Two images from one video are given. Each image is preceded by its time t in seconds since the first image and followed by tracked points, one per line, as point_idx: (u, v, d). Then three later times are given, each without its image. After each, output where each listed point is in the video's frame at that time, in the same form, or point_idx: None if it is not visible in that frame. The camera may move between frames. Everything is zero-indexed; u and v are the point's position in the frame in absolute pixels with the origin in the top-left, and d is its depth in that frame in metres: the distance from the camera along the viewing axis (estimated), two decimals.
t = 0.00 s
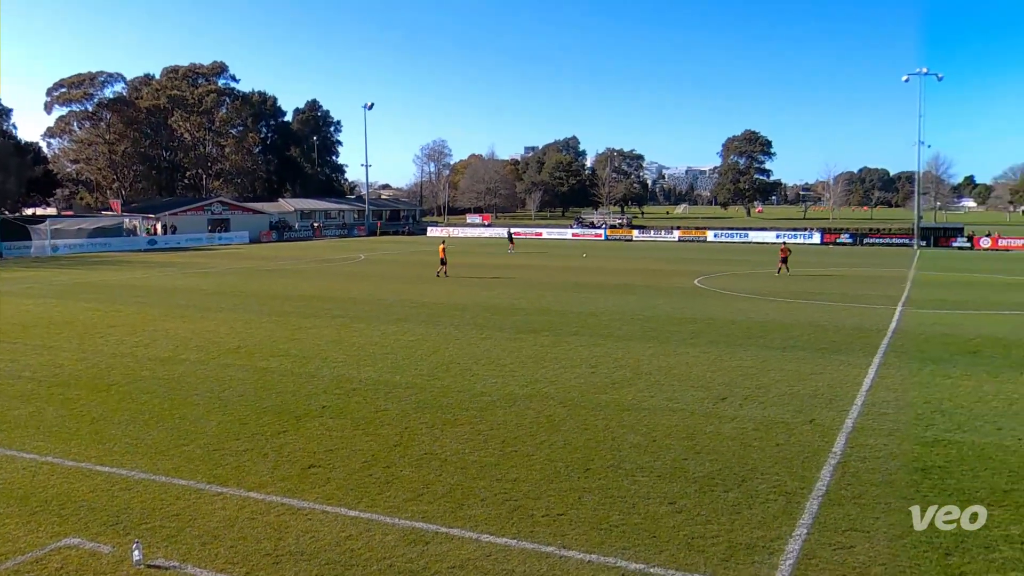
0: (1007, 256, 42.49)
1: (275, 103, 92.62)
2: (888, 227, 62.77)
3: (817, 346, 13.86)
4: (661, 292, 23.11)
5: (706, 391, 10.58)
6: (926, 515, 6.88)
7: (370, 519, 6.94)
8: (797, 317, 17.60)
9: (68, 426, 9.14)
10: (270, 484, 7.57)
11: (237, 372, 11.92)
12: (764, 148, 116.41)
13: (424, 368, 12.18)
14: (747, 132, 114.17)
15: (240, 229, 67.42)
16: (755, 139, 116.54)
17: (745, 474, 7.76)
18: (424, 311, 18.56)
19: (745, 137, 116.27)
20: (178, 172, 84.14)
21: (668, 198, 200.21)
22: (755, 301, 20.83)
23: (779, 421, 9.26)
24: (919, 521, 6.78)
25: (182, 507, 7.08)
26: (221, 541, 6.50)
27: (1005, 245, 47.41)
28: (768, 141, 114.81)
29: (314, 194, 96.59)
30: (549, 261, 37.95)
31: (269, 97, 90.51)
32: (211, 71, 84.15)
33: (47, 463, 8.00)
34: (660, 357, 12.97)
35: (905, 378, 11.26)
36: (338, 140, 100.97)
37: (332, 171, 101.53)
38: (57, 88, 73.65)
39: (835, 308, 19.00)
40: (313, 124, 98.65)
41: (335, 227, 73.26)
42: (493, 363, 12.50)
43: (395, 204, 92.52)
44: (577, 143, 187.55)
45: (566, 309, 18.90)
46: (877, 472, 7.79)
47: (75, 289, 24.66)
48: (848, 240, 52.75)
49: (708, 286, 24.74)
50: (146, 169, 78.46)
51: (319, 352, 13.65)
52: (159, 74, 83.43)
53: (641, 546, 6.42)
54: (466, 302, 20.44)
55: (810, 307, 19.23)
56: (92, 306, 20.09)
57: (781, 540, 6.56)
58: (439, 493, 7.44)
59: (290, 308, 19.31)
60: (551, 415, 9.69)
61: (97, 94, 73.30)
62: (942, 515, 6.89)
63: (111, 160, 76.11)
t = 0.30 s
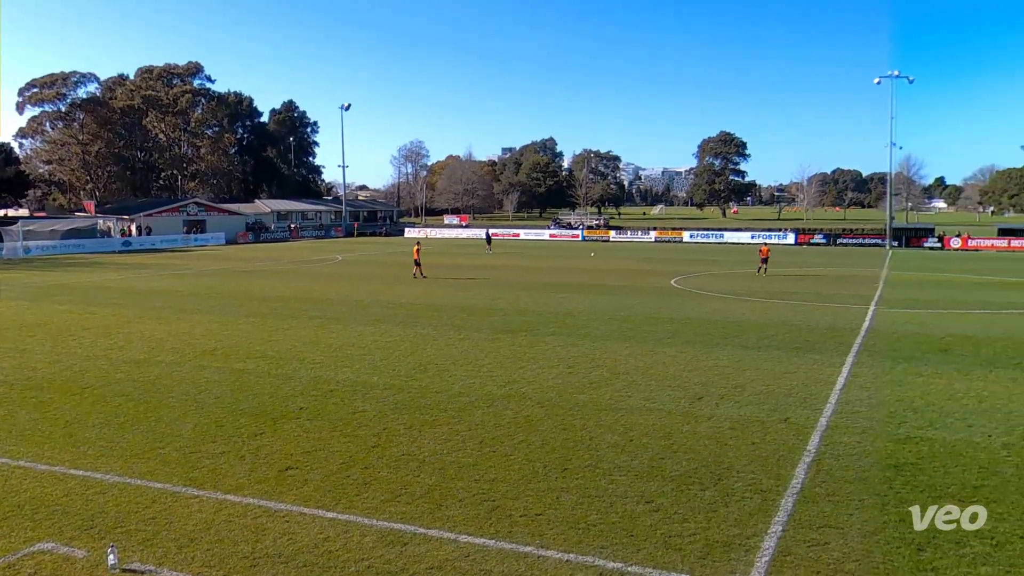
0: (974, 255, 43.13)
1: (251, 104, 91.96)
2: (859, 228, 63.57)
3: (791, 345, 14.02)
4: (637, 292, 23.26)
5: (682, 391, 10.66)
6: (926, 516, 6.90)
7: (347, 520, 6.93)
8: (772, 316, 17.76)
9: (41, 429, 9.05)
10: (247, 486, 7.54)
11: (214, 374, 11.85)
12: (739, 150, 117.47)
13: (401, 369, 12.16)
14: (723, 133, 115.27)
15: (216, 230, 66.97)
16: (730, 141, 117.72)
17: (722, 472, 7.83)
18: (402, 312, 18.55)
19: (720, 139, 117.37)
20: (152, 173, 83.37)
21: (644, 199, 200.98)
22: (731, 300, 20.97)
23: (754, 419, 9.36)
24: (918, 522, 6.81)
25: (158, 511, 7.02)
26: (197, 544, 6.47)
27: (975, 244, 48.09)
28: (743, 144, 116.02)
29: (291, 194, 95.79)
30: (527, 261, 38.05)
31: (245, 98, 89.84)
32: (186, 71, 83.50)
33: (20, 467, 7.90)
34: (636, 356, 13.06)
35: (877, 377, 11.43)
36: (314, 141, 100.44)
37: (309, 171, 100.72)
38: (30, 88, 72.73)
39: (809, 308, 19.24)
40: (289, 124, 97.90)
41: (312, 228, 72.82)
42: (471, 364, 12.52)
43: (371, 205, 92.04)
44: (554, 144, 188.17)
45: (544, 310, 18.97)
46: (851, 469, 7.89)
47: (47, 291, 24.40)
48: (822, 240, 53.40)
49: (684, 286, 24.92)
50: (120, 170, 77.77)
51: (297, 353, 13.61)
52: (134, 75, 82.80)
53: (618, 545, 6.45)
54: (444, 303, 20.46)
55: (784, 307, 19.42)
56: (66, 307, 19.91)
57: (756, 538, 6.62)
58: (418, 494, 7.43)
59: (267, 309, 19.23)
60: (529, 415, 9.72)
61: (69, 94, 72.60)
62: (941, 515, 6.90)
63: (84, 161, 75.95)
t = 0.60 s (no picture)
0: (938, 253, 43.93)
1: (227, 103, 91.23)
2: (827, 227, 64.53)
3: (763, 341, 14.23)
4: (612, 290, 23.42)
5: (657, 387, 10.81)
6: (926, 515, 6.89)
7: (324, 518, 6.96)
8: (744, 313, 17.97)
9: (14, 429, 8.98)
10: (223, 485, 7.54)
11: (191, 372, 11.81)
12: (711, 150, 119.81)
13: (377, 367, 12.18)
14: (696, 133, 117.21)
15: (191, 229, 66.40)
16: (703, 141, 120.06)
17: (696, 467, 7.95)
18: (379, 311, 18.55)
19: (693, 139, 119.56)
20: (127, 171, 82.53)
21: (619, 198, 201.48)
22: (703, 298, 21.20)
23: (726, 415, 9.52)
24: (919, 521, 6.80)
25: (134, 510, 7.01)
26: (173, 543, 6.47)
27: (940, 243, 48.98)
28: (715, 144, 117.96)
29: (268, 193, 95.14)
30: (503, 260, 38.11)
31: (221, 96, 89.24)
32: (161, 70, 82.61)
33: None
34: (611, 354, 13.19)
35: (846, 372, 11.64)
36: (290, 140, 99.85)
37: (284, 171, 99.93)
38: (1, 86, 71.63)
39: (780, 305, 19.52)
40: (265, 123, 97.18)
41: (288, 227, 72.36)
42: (448, 361, 12.58)
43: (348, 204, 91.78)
44: (529, 144, 188.54)
45: (520, 308, 19.06)
46: (820, 463, 8.04)
47: (19, 290, 24.08)
48: (793, 238, 54.12)
49: (658, 284, 25.12)
50: (94, 169, 76.90)
51: (273, 352, 13.58)
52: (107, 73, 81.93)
53: (593, 541, 6.52)
54: (420, 301, 20.48)
55: (755, 304, 19.67)
56: (39, 307, 19.69)
57: (729, 531, 6.74)
58: (395, 491, 7.48)
59: (243, 308, 19.16)
60: (505, 412, 9.80)
61: (42, 92, 71.78)
62: (941, 515, 6.90)
63: (57, 160, 75.25)
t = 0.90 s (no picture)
0: (904, 253, 44.57)
1: (206, 104, 90.68)
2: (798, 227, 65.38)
3: (737, 339, 14.46)
4: (590, 289, 23.61)
5: (633, 384, 10.97)
6: (926, 515, 6.93)
7: (305, 516, 7.02)
8: (719, 312, 18.18)
9: None
10: (204, 485, 7.58)
11: (170, 373, 11.80)
12: (685, 151, 120.79)
13: (357, 367, 12.23)
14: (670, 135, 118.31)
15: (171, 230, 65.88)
16: (677, 143, 120.65)
17: (671, 463, 8.10)
18: (358, 311, 18.59)
19: (667, 141, 120.46)
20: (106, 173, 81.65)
21: (596, 199, 202.38)
22: (678, 297, 21.41)
23: (700, 411, 9.69)
24: (921, 522, 6.83)
25: (114, 510, 7.04)
26: (154, 543, 6.50)
27: (908, 242, 49.69)
28: (689, 146, 119.12)
29: (247, 195, 94.64)
30: (481, 260, 38.21)
31: (199, 98, 88.36)
32: (139, 71, 82.12)
33: None
34: (588, 352, 13.35)
35: (818, 369, 11.87)
36: (270, 141, 99.36)
37: (264, 172, 99.25)
38: None
39: (753, 303, 19.80)
40: (245, 124, 96.62)
41: (268, 228, 71.96)
42: (427, 360, 12.67)
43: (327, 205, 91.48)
44: (507, 146, 188.93)
45: (497, 307, 19.19)
46: (792, 458, 8.23)
47: None
48: (765, 238, 54.78)
49: (634, 284, 25.35)
50: (73, 170, 75.96)
51: (253, 352, 13.59)
52: (85, 75, 81.25)
53: (569, 537, 6.63)
54: (398, 301, 20.54)
55: (730, 303, 19.90)
56: (16, 308, 19.51)
57: (703, 525, 6.89)
58: (375, 489, 7.55)
59: (222, 308, 19.11)
60: (484, 411, 9.90)
61: (20, 94, 70.91)
62: (941, 515, 6.94)
63: (35, 161, 74.12)
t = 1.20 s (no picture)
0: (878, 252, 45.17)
1: (192, 105, 90.31)
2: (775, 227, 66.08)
3: (716, 336, 14.67)
4: (572, 288, 23.80)
5: (614, 381, 11.16)
6: (927, 514, 6.96)
7: (290, 513, 7.10)
8: (699, 310, 18.41)
9: None
10: (190, 482, 7.64)
11: (156, 372, 11.82)
12: (665, 152, 122.05)
13: (343, 364, 12.32)
14: (650, 136, 119.19)
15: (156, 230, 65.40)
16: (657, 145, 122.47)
17: (652, 458, 8.26)
18: (342, 309, 18.65)
19: (648, 141, 122.04)
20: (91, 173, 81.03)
21: (578, 199, 202.97)
22: (659, 295, 21.63)
23: (680, 407, 9.87)
24: (920, 520, 6.87)
25: (100, 508, 7.08)
26: (140, 540, 6.56)
27: (882, 242, 50.32)
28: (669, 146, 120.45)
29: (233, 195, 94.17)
30: (465, 259, 38.28)
31: (185, 99, 88.64)
32: (125, 72, 81.91)
33: None
34: (570, 349, 13.52)
35: (794, 365, 12.10)
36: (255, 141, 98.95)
37: (249, 171, 98.80)
38: None
39: (732, 301, 20.07)
40: (230, 125, 96.20)
41: (253, 228, 71.60)
42: (412, 358, 12.78)
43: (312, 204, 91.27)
44: (490, 147, 189.04)
45: (480, 305, 19.32)
46: (770, 452, 8.41)
47: None
48: (743, 238, 55.38)
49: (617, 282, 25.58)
50: (58, 170, 75.33)
51: (240, 350, 13.63)
52: (70, 75, 80.84)
53: (551, 531, 6.75)
54: (383, 300, 20.62)
55: (710, 301, 20.14)
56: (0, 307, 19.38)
57: (684, 519, 7.04)
58: (360, 485, 7.65)
59: (208, 307, 19.08)
60: (468, 407, 10.02)
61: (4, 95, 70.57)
62: (941, 515, 6.98)
63: (20, 161, 73.47)
